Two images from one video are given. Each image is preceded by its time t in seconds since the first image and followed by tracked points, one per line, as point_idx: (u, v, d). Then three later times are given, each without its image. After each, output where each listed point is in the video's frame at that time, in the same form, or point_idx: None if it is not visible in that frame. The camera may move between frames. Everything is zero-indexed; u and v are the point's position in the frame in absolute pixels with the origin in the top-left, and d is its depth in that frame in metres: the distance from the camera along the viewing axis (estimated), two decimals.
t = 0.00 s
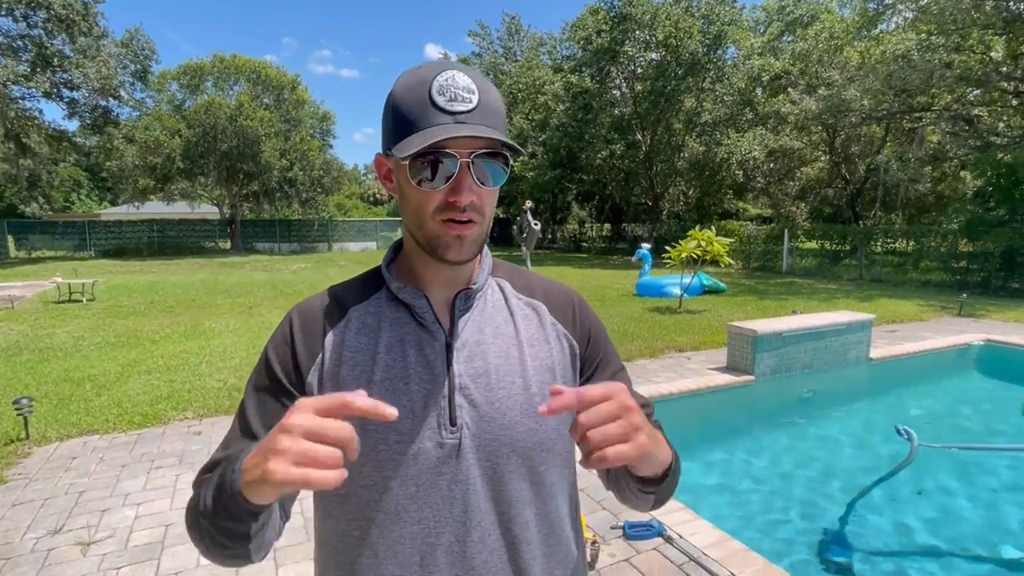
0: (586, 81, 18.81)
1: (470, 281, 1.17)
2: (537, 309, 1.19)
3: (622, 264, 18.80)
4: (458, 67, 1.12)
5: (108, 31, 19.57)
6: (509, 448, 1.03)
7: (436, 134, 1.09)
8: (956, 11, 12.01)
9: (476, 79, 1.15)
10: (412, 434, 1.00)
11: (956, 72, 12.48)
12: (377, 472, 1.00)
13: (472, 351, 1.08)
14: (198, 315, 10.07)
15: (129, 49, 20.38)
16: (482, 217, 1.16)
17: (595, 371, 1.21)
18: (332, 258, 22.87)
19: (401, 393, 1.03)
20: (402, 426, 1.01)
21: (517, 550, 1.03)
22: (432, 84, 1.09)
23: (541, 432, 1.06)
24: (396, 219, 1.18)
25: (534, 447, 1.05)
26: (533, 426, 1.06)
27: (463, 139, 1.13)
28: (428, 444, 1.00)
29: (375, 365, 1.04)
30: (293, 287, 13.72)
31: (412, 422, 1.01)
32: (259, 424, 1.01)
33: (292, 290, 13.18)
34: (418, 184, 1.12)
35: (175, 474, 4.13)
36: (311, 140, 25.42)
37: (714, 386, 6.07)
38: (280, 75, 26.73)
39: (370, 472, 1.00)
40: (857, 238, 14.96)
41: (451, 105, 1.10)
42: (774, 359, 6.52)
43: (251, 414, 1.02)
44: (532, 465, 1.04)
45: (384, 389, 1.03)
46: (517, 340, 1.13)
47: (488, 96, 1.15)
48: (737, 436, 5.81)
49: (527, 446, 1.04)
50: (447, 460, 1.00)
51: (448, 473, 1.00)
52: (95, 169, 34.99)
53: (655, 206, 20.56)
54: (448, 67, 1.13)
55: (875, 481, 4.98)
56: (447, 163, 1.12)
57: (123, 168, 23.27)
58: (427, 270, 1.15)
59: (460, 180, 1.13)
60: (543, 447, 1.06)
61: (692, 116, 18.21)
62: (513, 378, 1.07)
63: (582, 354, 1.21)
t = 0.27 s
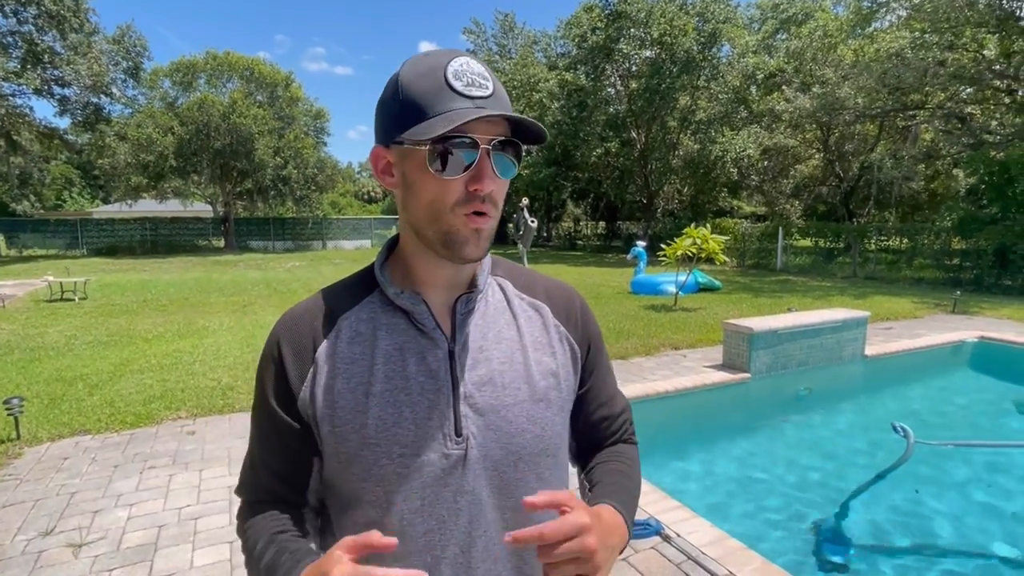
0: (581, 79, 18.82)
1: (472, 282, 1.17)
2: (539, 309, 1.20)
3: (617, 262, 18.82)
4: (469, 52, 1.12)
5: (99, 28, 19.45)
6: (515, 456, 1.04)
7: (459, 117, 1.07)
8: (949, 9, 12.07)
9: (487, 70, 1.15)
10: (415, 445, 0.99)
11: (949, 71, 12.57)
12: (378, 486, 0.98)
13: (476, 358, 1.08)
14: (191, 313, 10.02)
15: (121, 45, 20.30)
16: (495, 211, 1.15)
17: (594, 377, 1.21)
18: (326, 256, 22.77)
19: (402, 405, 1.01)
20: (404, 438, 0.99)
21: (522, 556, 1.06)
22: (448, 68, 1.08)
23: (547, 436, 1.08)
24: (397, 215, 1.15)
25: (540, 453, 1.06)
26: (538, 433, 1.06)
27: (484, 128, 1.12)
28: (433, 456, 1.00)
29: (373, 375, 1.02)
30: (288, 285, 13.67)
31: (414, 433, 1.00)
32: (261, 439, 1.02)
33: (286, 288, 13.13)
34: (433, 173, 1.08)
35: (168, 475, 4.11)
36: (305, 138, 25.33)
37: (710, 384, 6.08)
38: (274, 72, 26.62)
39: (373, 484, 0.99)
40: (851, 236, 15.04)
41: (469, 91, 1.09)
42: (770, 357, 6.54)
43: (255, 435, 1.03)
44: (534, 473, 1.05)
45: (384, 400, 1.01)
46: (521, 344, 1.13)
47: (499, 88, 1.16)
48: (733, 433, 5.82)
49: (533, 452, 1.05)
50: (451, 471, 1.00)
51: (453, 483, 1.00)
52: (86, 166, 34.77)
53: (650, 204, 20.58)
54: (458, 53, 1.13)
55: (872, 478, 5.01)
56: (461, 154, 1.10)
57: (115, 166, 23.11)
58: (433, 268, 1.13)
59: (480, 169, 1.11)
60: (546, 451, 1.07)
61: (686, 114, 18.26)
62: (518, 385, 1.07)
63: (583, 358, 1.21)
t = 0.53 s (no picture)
0: (578, 77, 18.81)
1: (466, 283, 1.16)
2: (534, 309, 1.19)
3: (614, 261, 18.84)
4: (459, 50, 1.11)
5: (93, 25, 19.33)
6: (511, 458, 1.04)
7: (461, 123, 1.06)
8: (945, 8, 12.08)
9: (482, 69, 1.14)
10: (412, 448, 0.99)
11: (944, 69, 12.62)
12: (375, 489, 0.98)
13: (472, 360, 1.08)
14: (187, 312, 10.00)
15: (114, 43, 20.35)
16: (493, 213, 1.15)
17: (589, 375, 1.21)
18: (322, 254, 22.72)
19: (400, 406, 1.01)
20: (402, 440, 0.99)
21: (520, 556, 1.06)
22: (443, 69, 1.07)
23: (542, 438, 1.07)
24: (392, 216, 1.14)
25: (536, 455, 1.06)
26: (534, 434, 1.06)
27: (485, 129, 1.12)
28: (431, 459, 0.99)
29: (370, 378, 1.01)
30: (283, 284, 13.63)
31: (413, 436, 0.99)
32: (246, 437, 0.99)
33: (282, 287, 13.10)
34: (430, 177, 1.07)
35: (163, 475, 4.09)
36: (300, 136, 25.26)
37: (707, 382, 6.09)
38: (269, 70, 26.51)
39: (369, 487, 0.98)
40: (846, 235, 15.10)
41: (465, 92, 1.08)
42: (767, 355, 6.56)
43: (241, 435, 1.00)
44: (530, 476, 1.05)
45: (382, 403, 1.00)
46: (517, 345, 1.12)
47: (494, 87, 1.15)
48: (730, 432, 5.84)
49: (529, 454, 1.05)
50: (449, 473, 1.00)
51: (450, 485, 1.00)
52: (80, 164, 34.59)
53: (647, 202, 20.60)
54: (448, 53, 1.11)
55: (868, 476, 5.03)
56: (459, 156, 1.08)
57: (109, 164, 22.99)
58: (432, 269, 1.13)
59: (482, 173, 1.11)
60: (543, 454, 1.07)
61: (682, 113, 18.28)
62: (515, 387, 1.07)
63: (579, 358, 1.21)
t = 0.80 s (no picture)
0: (575, 76, 18.81)
1: (461, 278, 1.16)
2: (529, 303, 1.19)
3: (611, 260, 18.84)
4: (441, 48, 1.11)
5: (88, 24, 19.25)
6: (509, 451, 1.04)
7: (434, 117, 1.06)
8: (942, 7, 12.10)
9: (462, 63, 1.14)
10: (412, 442, 0.99)
11: (941, 69, 12.65)
12: (374, 482, 0.97)
13: (469, 352, 1.07)
14: (184, 311, 9.97)
15: (110, 41, 20.34)
16: (479, 206, 1.15)
17: (585, 368, 1.22)
18: (319, 254, 22.68)
19: (397, 400, 1.00)
20: (401, 434, 0.99)
21: (521, 549, 1.05)
22: (420, 66, 1.07)
23: (538, 431, 1.07)
24: (383, 214, 1.15)
25: (534, 447, 1.06)
26: (531, 427, 1.06)
27: (461, 124, 1.12)
28: (429, 452, 0.99)
29: (367, 372, 1.01)
30: (280, 283, 13.60)
31: (413, 429, 0.99)
32: (252, 437, 0.99)
33: (279, 286, 13.06)
34: (412, 173, 1.08)
35: (160, 475, 4.08)
36: (298, 135, 25.21)
37: (705, 381, 6.10)
38: (266, 68, 26.43)
39: (369, 481, 0.98)
40: (843, 234, 15.13)
41: (443, 87, 1.08)
42: (764, 354, 6.58)
43: (249, 436, 1.00)
44: (527, 468, 1.05)
45: (379, 398, 1.00)
46: (513, 338, 1.12)
47: (475, 80, 1.15)
48: (728, 431, 5.85)
49: (527, 446, 1.05)
50: (448, 467, 0.99)
51: (450, 479, 1.00)
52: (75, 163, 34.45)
53: (644, 201, 20.61)
54: (426, 52, 1.11)
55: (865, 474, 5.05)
56: (440, 151, 1.09)
57: (105, 163, 22.88)
58: (424, 264, 1.13)
59: (462, 165, 1.11)
60: (540, 446, 1.07)
61: (680, 111, 18.29)
62: (511, 379, 1.07)
63: (573, 352, 1.21)
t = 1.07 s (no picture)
0: (574, 76, 18.84)
1: (462, 275, 1.16)
2: (530, 301, 1.19)
3: (609, 259, 18.84)
4: (445, 53, 1.10)
5: (86, 23, 19.22)
6: (511, 444, 1.04)
7: (428, 121, 1.06)
8: (940, 7, 12.11)
9: (464, 66, 1.13)
10: (413, 435, 0.99)
11: (940, 68, 12.66)
12: (374, 475, 0.97)
13: (470, 346, 1.08)
14: (183, 311, 9.97)
15: (109, 41, 20.36)
16: (477, 209, 1.14)
17: (588, 364, 1.24)
18: (318, 253, 22.66)
19: (399, 392, 1.01)
20: (404, 427, 0.99)
21: (521, 543, 1.05)
22: (420, 71, 1.07)
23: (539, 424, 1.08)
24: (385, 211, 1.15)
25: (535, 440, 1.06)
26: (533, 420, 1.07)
27: (456, 129, 1.11)
28: (430, 443, 0.99)
29: (370, 365, 1.02)
30: (279, 283, 13.59)
31: (415, 422, 0.99)
32: (252, 428, 0.98)
33: (278, 286, 13.06)
34: (409, 175, 1.09)
35: (160, 474, 4.07)
36: (296, 134, 25.18)
37: (703, 380, 6.11)
38: (264, 68, 26.40)
39: (369, 474, 0.97)
40: (841, 234, 15.16)
41: (440, 93, 1.08)
42: (764, 353, 6.59)
43: (248, 425, 0.99)
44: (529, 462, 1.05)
45: (381, 390, 1.00)
46: (514, 333, 1.13)
47: (475, 83, 1.14)
48: (727, 430, 5.85)
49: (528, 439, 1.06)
50: (450, 457, 0.99)
51: (452, 471, 0.99)
52: (74, 163, 34.38)
53: (643, 201, 20.63)
54: (432, 55, 1.11)
55: (864, 473, 5.05)
56: (439, 153, 1.10)
57: (103, 162, 22.83)
58: (422, 261, 1.13)
59: (455, 169, 1.10)
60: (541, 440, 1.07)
61: (679, 111, 18.30)
62: (512, 374, 1.07)
63: (573, 348, 1.22)
